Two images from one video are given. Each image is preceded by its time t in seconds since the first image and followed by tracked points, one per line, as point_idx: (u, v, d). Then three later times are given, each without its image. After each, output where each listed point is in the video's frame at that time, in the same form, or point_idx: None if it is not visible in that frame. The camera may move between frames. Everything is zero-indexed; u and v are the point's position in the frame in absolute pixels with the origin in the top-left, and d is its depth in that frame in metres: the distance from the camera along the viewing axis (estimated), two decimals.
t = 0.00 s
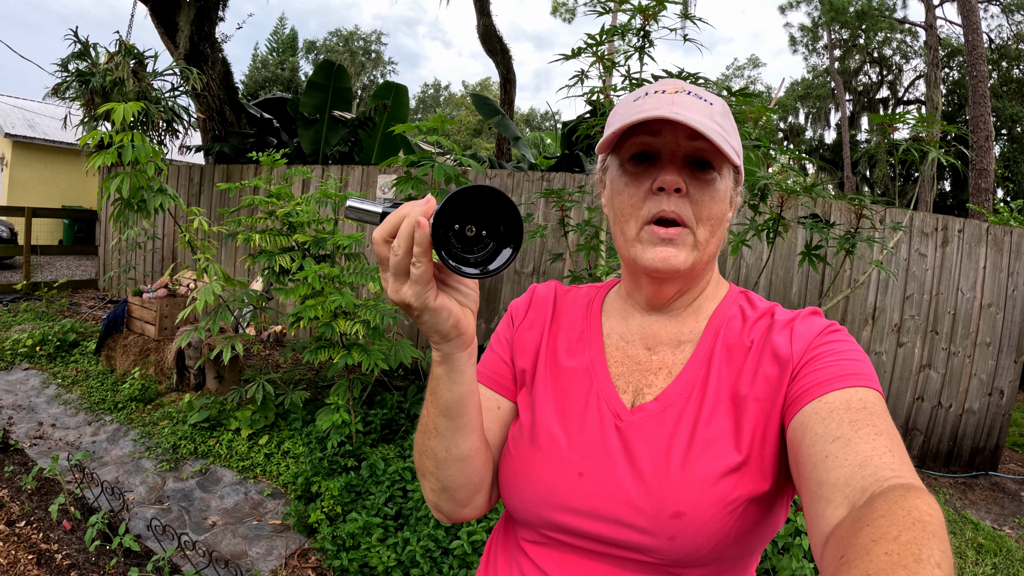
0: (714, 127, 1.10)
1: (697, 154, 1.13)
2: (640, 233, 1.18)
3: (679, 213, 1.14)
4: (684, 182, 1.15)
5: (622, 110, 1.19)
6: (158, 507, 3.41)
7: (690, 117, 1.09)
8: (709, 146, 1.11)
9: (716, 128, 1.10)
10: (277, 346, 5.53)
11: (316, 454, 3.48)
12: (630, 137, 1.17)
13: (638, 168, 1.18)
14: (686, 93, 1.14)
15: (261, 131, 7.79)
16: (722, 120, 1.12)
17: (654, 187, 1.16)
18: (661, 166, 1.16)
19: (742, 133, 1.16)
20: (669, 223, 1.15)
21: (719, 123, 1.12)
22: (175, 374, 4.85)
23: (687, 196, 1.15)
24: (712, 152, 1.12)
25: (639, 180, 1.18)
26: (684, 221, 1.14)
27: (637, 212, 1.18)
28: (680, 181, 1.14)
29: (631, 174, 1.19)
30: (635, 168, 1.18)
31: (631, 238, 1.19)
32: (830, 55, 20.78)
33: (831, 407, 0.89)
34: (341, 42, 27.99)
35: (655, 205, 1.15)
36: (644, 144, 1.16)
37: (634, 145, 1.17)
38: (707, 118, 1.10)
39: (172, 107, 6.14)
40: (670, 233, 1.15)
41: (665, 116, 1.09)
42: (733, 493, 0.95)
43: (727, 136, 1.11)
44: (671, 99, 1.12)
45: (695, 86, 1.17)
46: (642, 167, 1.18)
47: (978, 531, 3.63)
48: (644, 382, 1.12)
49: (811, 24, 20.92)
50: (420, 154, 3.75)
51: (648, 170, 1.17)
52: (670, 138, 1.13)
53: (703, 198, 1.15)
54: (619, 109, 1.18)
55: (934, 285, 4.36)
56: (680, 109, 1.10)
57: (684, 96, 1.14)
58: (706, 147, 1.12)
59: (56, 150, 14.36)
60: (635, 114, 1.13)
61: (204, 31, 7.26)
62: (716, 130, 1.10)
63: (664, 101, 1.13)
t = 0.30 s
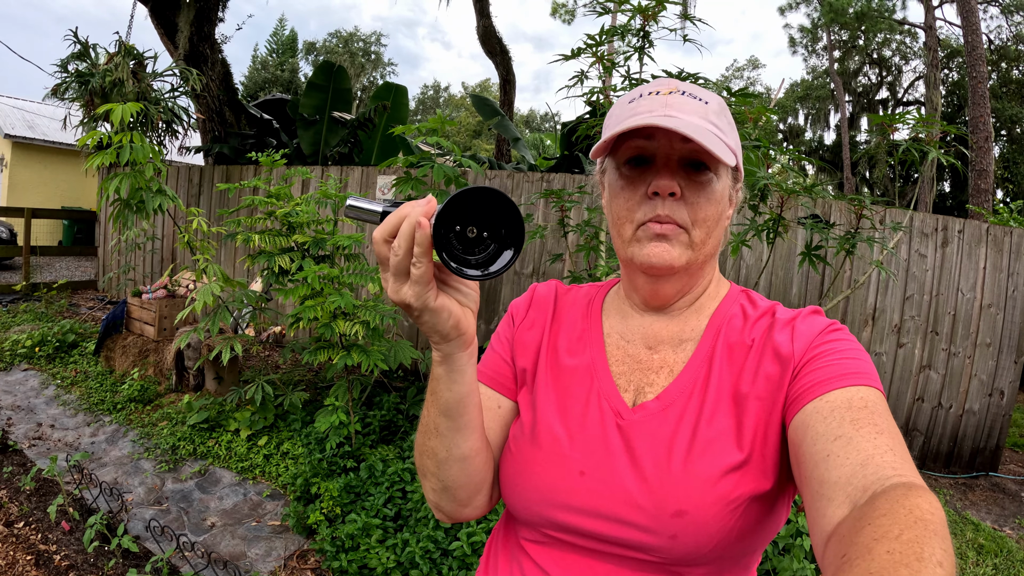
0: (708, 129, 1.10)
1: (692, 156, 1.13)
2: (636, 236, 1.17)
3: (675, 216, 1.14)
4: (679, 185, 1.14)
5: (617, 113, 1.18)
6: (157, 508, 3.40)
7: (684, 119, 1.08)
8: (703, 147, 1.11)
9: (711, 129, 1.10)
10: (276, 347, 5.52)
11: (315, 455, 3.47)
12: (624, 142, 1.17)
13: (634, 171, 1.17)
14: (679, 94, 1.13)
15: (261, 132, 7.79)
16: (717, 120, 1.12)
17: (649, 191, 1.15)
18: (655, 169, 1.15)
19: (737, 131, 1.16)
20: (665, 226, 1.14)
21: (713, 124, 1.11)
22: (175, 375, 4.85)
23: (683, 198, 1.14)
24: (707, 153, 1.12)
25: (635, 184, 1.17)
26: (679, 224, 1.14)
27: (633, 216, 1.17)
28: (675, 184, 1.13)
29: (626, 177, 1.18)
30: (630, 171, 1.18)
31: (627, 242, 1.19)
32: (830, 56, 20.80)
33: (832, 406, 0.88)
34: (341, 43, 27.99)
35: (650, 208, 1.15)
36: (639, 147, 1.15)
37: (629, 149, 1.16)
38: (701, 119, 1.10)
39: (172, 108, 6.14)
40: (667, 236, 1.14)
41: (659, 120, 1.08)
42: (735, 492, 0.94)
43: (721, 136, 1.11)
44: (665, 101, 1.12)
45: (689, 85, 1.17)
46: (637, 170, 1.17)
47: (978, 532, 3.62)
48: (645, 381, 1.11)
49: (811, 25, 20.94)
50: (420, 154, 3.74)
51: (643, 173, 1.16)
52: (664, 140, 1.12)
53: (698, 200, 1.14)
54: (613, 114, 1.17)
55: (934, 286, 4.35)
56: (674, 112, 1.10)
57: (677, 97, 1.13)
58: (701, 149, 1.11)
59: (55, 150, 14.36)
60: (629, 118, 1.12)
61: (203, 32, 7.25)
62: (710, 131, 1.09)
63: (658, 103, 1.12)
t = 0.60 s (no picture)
0: (693, 129, 1.09)
1: (677, 156, 1.12)
2: (623, 236, 1.18)
3: (659, 216, 1.13)
4: (663, 184, 1.13)
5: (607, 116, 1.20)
6: (156, 509, 3.39)
7: (668, 118, 1.09)
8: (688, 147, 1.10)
9: (696, 129, 1.10)
10: (275, 348, 5.51)
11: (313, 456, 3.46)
12: (613, 143, 1.18)
13: (621, 172, 1.18)
14: (668, 96, 1.14)
15: (260, 133, 7.78)
16: (704, 121, 1.11)
17: (633, 191, 1.15)
18: (641, 169, 1.15)
19: (728, 132, 1.14)
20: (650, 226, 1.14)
21: (700, 124, 1.11)
22: (173, 376, 4.85)
23: (668, 198, 1.13)
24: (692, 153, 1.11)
25: (621, 184, 1.18)
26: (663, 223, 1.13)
27: (620, 216, 1.18)
28: (659, 184, 1.13)
29: (614, 178, 1.19)
30: (618, 172, 1.18)
31: (615, 242, 1.19)
32: (829, 57, 20.81)
33: (824, 410, 0.88)
34: (341, 44, 27.99)
35: (635, 208, 1.15)
36: (625, 148, 1.16)
37: (617, 150, 1.17)
38: (686, 119, 1.10)
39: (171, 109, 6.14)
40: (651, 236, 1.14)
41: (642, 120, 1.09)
42: (727, 495, 0.94)
43: (708, 136, 1.10)
44: (652, 103, 1.13)
45: (679, 88, 1.17)
46: (625, 171, 1.18)
47: (978, 534, 3.61)
48: (638, 384, 1.11)
49: (810, 26, 20.96)
50: (419, 156, 3.74)
51: (629, 174, 1.17)
52: (649, 141, 1.13)
53: (684, 199, 1.13)
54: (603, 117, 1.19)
55: (933, 287, 4.35)
56: (659, 113, 1.10)
57: (666, 99, 1.14)
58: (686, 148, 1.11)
59: (55, 151, 14.36)
60: (615, 119, 1.14)
61: (202, 33, 7.25)
62: (694, 131, 1.09)
63: (644, 106, 1.13)
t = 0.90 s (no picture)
0: (681, 128, 1.10)
1: (666, 156, 1.12)
2: (610, 234, 1.18)
3: (644, 214, 1.13)
4: (649, 184, 1.13)
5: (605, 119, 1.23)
6: (155, 511, 3.39)
7: (655, 118, 1.10)
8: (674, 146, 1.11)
9: (684, 129, 1.10)
10: (275, 350, 5.51)
11: (313, 458, 3.45)
12: (606, 144, 1.20)
13: (613, 172, 1.19)
14: (661, 97, 1.15)
15: (260, 134, 7.79)
16: (696, 121, 1.11)
17: (620, 190, 1.16)
18: (630, 169, 1.16)
19: (724, 133, 1.13)
20: (635, 225, 1.14)
21: (690, 124, 1.10)
22: (173, 378, 4.84)
23: (654, 198, 1.13)
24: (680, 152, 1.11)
25: (613, 184, 1.19)
26: (649, 222, 1.13)
27: (609, 215, 1.18)
28: (645, 183, 1.13)
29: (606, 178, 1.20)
30: (610, 172, 1.20)
31: (604, 241, 1.20)
32: (829, 58, 20.83)
33: (823, 410, 0.88)
34: (341, 45, 28.02)
35: (622, 207, 1.15)
36: (616, 149, 1.17)
37: (609, 150, 1.19)
38: (675, 119, 1.10)
39: (171, 111, 6.14)
40: (637, 234, 1.13)
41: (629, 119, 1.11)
42: (725, 494, 0.94)
43: (697, 135, 1.10)
44: (644, 105, 1.15)
45: (676, 90, 1.18)
46: (616, 170, 1.19)
47: (979, 535, 3.61)
48: (636, 384, 1.10)
49: (810, 27, 20.97)
50: (419, 157, 3.74)
51: (620, 173, 1.18)
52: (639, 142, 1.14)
53: (671, 199, 1.12)
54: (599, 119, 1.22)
55: (933, 288, 4.35)
56: (649, 114, 1.12)
57: (659, 100, 1.15)
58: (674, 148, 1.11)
59: (55, 152, 14.36)
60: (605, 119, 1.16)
61: (202, 34, 7.25)
62: (682, 131, 1.09)
63: (636, 108, 1.15)
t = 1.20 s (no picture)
0: (672, 133, 1.08)
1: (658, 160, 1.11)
2: (604, 238, 1.18)
3: (635, 218, 1.12)
4: (641, 188, 1.12)
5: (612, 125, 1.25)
6: (155, 514, 3.37)
7: (647, 124, 1.11)
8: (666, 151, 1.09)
9: (676, 133, 1.09)
10: (275, 351, 5.50)
11: (313, 460, 3.44)
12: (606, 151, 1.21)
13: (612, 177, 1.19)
14: (660, 101, 1.15)
15: (260, 135, 7.78)
16: (691, 124, 1.09)
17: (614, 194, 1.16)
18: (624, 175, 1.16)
19: (723, 135, 1.10)
20: (625, 228, 1.13)
21: (683, 128, 1.09)
22: (173, 380, 4.83)
23: (646, 202, 1.11)
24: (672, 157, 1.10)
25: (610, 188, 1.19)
26: (639, 226, 1.11)
27: (604, 220, 1.18)
28: (635, 187, 1.12)
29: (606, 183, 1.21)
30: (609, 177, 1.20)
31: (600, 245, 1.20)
32: (829, 60, 20.85)
33: (829, 415, 0.86)
34: (342, 47, 28.05)
35: (614, 212, 1.15)
36: (614, 154, 1.18)
37: (608, 157, 1.19)
38: (667, 123, 1.10)
39: (171, 112, 6.14)
40: (627, 238, 1.13)
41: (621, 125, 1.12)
42: (729, 498, 0.93)
43: (690, 139, 1.08)
44: (640, 109, 1.15)
45: (680, 94, 1.16)
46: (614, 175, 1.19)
47: (981, 537, 3.59)
48: (640, 388, 1.09)
49: (810, 29, 20.98)
50: (420, 159, 3.74)
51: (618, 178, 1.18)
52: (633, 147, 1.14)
53: (662, 203, 1.10)
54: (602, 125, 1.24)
55: (935, 290, 4.34)
56: (643, 119, 1.12)
57: (656, 104, 1.14)
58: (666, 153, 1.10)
59: (56, 154, 14.37)
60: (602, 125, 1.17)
61: (203, 35, 7.24)
62: (672, 134, 1.08)
63: (633, 113, 1.16)
